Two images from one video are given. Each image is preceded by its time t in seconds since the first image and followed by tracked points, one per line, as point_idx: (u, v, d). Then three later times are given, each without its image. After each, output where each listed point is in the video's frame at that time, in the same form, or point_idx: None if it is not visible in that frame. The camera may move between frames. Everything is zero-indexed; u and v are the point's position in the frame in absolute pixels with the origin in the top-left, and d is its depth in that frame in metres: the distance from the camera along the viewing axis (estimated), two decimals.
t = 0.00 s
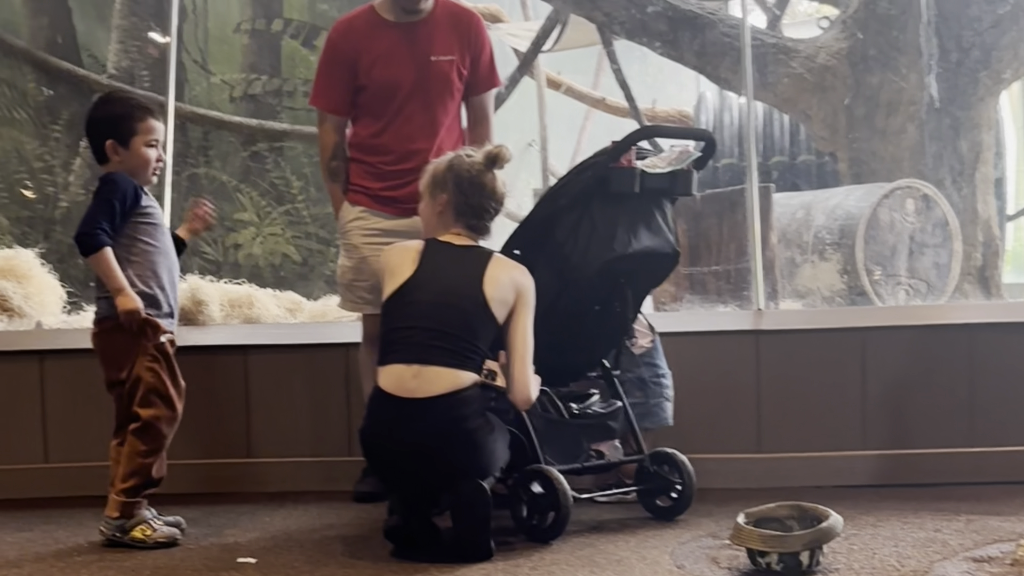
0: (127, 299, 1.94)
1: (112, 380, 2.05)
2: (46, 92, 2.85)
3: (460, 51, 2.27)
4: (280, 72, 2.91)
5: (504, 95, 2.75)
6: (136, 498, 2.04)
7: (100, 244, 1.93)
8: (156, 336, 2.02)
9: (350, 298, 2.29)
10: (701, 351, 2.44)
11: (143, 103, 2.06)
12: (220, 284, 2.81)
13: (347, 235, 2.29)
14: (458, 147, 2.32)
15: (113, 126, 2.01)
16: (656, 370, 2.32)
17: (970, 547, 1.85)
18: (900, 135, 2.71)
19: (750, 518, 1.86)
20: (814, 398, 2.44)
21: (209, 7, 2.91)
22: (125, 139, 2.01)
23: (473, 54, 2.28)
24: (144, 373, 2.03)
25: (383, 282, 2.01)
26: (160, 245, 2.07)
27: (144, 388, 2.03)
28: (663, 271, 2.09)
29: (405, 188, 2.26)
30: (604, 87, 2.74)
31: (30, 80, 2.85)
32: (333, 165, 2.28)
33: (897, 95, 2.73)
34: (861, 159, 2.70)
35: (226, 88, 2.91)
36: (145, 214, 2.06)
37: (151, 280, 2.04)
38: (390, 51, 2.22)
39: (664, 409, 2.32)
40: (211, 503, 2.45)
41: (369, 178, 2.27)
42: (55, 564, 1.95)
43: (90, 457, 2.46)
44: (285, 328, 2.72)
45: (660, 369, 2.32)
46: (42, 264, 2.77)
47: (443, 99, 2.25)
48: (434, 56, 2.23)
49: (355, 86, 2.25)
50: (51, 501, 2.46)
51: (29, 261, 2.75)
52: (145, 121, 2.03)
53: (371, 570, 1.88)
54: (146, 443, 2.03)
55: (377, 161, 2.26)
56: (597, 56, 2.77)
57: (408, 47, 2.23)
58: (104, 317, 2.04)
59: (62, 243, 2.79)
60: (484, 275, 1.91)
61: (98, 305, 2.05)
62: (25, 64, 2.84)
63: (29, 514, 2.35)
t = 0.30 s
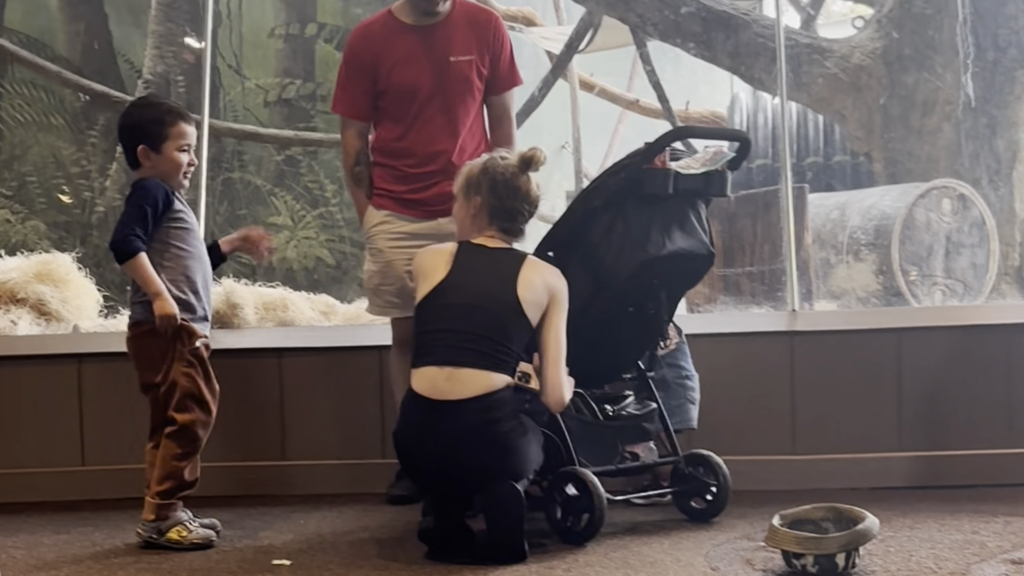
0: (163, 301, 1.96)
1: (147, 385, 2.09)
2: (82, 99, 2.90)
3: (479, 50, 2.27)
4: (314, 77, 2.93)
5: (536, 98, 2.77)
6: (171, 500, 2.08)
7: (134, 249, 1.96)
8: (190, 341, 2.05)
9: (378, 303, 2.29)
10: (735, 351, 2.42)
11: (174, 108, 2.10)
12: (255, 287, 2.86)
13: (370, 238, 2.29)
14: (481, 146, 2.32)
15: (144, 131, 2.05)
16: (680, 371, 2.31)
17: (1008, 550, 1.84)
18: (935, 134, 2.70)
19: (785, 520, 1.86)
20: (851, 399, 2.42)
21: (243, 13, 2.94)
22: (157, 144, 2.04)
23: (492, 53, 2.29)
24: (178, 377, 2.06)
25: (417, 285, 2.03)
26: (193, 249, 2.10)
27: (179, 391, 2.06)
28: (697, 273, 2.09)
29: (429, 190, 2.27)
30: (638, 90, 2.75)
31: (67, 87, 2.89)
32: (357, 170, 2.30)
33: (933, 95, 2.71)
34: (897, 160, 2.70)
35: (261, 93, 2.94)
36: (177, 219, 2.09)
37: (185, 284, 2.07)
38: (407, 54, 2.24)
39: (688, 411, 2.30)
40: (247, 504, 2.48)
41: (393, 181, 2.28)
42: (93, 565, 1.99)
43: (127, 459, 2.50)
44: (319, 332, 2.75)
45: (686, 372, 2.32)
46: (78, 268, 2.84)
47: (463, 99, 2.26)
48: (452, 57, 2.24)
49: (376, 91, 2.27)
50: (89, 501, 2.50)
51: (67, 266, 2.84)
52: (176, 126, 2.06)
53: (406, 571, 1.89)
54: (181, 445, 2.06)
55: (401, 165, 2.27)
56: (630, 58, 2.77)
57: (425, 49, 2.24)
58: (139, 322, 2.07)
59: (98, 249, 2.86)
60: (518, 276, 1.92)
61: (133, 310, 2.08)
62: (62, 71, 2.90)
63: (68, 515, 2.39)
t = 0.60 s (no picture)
0: (197, 302, 1.99)
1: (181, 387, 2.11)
2: (119, 101, 2.94)
3: (498, 46, 2.29)
4: (348, 78, 2.96)
5: (570, 93, 2.80)
6: (206, 499, 2.11)
7: (168, 250, 1.99)
8: (224, 344, 2.08)
9: (408, 303, 2.29)
10: (769, 350, 2.42)
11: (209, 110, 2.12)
12: (289, 288, 2.91)
13: (399, 239, 2.30)
14: (504, 142, 2.33)
15: (178, 133, 2.07)
16: (711, 377, 2.31)
17: None
18: (973, 130, 2.69)
19: (821, 519, 1.85)
20: (887, 396, 2.41)
21: (278, 14, 2.97)
22: (191, 146, 2.07)
23: (512, 48, 2.30)
24: (212, 380, 2.09)
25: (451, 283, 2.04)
26: (226, 251, 2.13)
27: (213, 393, 2.09)
28: (732, 270, 2.08)
29: (455, 187, 2.27)
30: (669, 88, 2.76)
31: (104, 90, 2.95)
32: (381, 172, 2.32)
33: (970, 90, 2.69)
34: (934, 156, 2.68)
35: (295, 94, 2.95)
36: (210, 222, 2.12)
37: (218, 286, 2.10)
38: (427, 53, 2.26)
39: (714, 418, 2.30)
40: (284, 503, 2.51)
41: (418, 182, 2.29)
42: (130, 565, 2.02)
43: (164, 459, 2.54)
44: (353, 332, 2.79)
45: (716, 378, 2.32)
46: (115, 269, 2.90)
47: (484, 96, 2.27)
48: (472, 53, 2.26)
49: (398, 92, 2.29)
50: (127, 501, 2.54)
51: (104, 268, 2.88)
52: (210, 128, 2.09)
53: (439, 570, 1.90)
54: (215, 446, 2.09)
55: (425, 164, 2.28)
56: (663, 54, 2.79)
57: (444, 47, 2.26)
58: (173, 324, 2.10)
59: (134, 250, 2.92)
60: (552, 274, 1.93)
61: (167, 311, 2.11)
62: (99, 75, 2.95)
63: (107, 514, 2.43)
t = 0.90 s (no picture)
0: (225, 301, 1.98)
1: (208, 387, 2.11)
2: (145, 97, 2.98)
3: (512, 37, 2.30)
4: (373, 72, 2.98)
5: (595, 89, 2.85)
6: (244, 498, 2.11)
7: (195, 248, 1.97)
8: (251, 346, 2.08)
9: (436, 300, 2.29)
10: (795, 342, 2.41)
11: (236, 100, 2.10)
12: (315, 282, 2.92)
13: (423, 236, 2.30)
14: (521, 131, 2.35)
15: (205, 125, 2.06)
16: (750, 371, 2.31)
17: None
18: (1001, 120, 2.68)
19: (848, 511, 1.85)
20: (914, 387, 2.39)
21: (302, 8, 3.00)
22: (218, 139, 2.05)
23: (526, 39, 2.32)
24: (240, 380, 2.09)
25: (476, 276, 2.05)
26: (252, 247, 2.12)
27: (242, 393, 2.09)
28: (759, 261, 2.08)
29: (478, 180, 2.28)
30: (694, 79, 2.78)
31: (130, 86, 2.98)
32: (401, 169, 2.31)
33: (998, 80, 2.66)
34: (962, 145, 2.68)
35: (321, 88, 2.99)
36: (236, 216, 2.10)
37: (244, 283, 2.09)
38: (444, 47, 2.26)
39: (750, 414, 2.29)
40: (311, 496, 2.54)
41: (440, 176, 2.29)
42: (159, 558, 2.05)
43: (191, 453, 2.57)
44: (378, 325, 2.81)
45: (755, 372, 2.32)
46: (141, 264, 2.93)
47: (502, 87, 2.28)
48: (488, 45, 2.27)
49: (414, 87, 2.29)
50: (157, 494, 2.58)
51: (131, 263, 2.91)
52: (238, 120, 2.07)
53: (465, 564, 1.92)
54: (245, 446, 2.09)
55: (446, 158, 2.29)
56: (687, 45, 2.81)
57: (460, 40, 2.26)
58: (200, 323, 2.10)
59: (160, 245, 2.96)
60: (576, 266, 1.93)
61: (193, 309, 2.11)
62: (125, 71, 2.98)
63: (136, 508, 2.46)
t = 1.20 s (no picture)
0: (258, 301, 1.97)
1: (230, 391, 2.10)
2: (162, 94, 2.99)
3: (521, 30, 2.32)
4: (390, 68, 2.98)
5: (611, 83, 2.84)
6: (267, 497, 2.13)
7: (223, 253, 1.99)
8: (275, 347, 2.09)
9: (455, 296, 2.30)
10: (814, 336, 2.41)
11: (259, 94, 2.09)
12: (332, 278, 2.92)
13: (443, 231, 2.31)
14: (533, 123, 2.38)
15: (228, 121, 2.06)
16: (774, 368, 2.31)
17: None
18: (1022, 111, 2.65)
19: (868, 506, 1.84)
20: (933, 381, 2.38)
21: (320, 5, 3.02)
22: (242, 136, 2.05)
23: (534, 31, 2.35)
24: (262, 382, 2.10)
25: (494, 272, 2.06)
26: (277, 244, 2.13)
27: (265, 394, 2.10)
28: (777, 256, 2.07)
29: (496, 174, 2.29)
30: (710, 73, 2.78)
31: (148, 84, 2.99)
32: (417, 165, 2.31)
33: (1018, 71, 2.66)
34: (982, 137, 2.66)
35: (337, 84, 3.02)
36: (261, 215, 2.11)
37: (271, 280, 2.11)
38: (457, 41, 2.26)
39: (773, 409, 2.28)
40: (330, 492, 2.55)
41: (457, 171, 2.30)
42: (177, 555, 2.06)
43: (210, 449, 2.59)
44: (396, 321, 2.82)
45: (779, 368, 2.31)
46: (159, 261, 2.95)
47: (515, 80, 2.30)
48: (500, 39, 2.28)
49: (428, 83, 2.28)
50: (176, 490, 2.60)
51: (148, 260, 2.92)
52: (262, 116, 2.07)
53: (484, 559, 1.92)
54: (268, 447, 2.11)
55: (464, 154, 2.29)
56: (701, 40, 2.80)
57: (472, 35, 2.27)
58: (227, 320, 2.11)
59: (179, 242, 2.98)
60: (593, 261, 1.94)
61: (217, 306, 2.12)
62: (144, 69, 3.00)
63: (156, 505, 2.49)
